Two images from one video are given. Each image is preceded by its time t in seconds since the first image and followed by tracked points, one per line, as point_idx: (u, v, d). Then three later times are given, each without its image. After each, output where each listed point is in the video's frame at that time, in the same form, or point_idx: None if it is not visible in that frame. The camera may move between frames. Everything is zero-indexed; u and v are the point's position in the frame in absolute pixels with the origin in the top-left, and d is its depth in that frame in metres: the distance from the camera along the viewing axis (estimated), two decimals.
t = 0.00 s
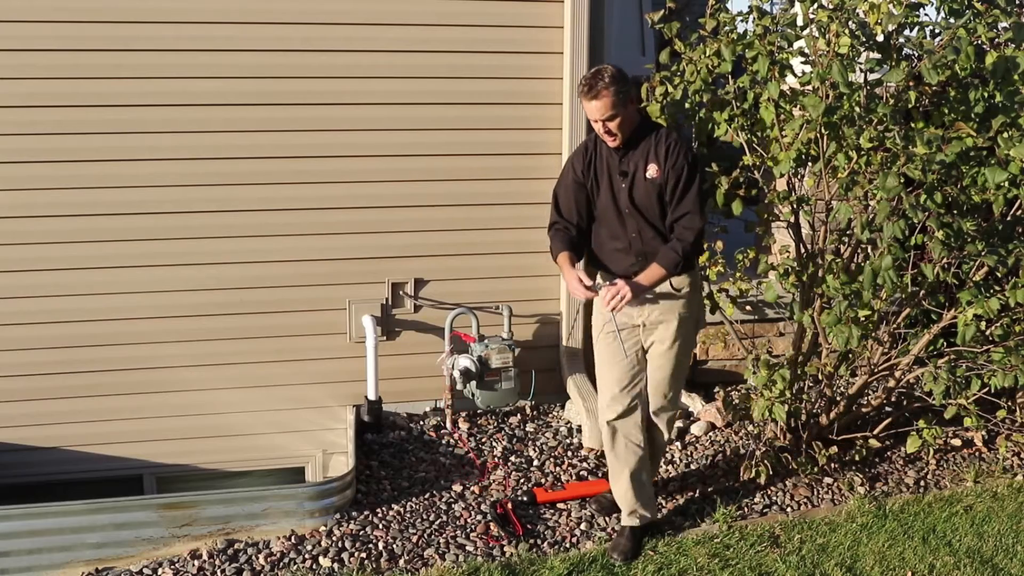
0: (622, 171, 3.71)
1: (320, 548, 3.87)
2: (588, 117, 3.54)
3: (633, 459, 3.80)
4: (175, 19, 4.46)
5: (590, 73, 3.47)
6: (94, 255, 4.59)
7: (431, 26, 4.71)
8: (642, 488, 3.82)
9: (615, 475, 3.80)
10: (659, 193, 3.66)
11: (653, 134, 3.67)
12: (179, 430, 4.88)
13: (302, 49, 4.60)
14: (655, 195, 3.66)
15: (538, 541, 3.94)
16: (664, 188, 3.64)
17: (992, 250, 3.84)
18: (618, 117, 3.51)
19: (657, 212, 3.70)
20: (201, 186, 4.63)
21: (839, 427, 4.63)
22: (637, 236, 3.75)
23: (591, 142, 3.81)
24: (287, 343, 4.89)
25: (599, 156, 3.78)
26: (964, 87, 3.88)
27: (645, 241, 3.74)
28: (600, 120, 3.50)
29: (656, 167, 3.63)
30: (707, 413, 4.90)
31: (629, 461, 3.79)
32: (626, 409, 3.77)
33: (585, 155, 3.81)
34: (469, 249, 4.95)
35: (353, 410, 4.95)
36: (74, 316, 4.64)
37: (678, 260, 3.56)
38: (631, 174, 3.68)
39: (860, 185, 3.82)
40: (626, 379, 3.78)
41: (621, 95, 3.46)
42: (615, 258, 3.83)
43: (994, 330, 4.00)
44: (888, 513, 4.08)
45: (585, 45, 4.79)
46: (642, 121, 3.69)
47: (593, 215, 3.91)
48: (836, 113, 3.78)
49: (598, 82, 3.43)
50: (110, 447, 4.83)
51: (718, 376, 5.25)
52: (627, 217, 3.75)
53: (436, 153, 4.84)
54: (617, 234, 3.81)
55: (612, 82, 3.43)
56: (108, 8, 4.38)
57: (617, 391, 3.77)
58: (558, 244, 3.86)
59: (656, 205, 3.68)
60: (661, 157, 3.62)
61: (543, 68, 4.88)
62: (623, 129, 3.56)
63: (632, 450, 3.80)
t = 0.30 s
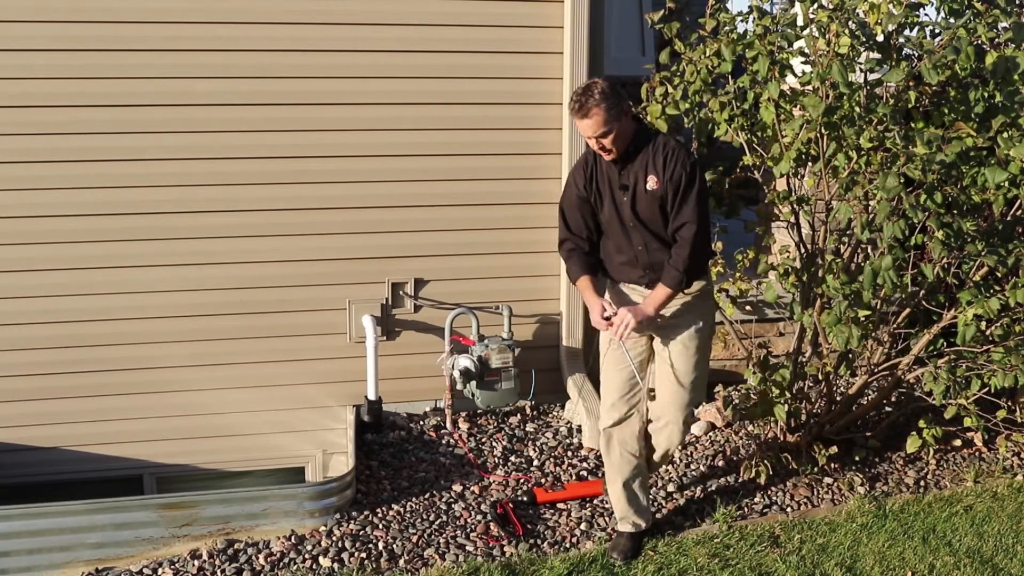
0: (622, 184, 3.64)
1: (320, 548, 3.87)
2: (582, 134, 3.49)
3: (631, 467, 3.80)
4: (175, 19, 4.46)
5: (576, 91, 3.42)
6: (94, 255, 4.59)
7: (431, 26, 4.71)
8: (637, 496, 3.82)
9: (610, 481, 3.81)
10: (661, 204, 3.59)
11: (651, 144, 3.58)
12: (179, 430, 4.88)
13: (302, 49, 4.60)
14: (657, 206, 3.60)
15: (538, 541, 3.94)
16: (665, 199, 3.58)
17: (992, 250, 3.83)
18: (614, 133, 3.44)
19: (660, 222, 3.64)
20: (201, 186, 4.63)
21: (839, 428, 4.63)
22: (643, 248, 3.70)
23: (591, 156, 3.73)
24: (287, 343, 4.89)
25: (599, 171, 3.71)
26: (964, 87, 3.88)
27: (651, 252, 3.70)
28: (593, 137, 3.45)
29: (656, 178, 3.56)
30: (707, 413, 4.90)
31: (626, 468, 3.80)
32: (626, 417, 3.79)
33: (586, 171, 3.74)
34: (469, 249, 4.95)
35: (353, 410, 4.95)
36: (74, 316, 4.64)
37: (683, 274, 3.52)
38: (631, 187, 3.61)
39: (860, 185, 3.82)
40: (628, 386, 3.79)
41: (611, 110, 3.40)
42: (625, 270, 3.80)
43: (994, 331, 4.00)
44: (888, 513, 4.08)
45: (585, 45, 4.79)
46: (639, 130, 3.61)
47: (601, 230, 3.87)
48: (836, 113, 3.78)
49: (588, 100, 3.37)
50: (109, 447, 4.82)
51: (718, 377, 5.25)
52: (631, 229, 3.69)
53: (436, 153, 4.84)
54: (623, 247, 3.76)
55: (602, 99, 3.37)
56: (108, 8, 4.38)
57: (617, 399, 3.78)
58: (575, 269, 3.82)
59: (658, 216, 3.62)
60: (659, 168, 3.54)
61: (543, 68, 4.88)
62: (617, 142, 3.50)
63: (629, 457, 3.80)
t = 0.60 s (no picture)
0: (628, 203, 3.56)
1: (320, 548, 3.87)
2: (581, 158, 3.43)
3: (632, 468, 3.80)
4: (175, 19, 4.46)
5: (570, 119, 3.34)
6: (94, 255, 4.59)
7: (431, 26, 4.71)
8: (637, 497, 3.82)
9: (611, 481, 3.82)
10: (668, 221, 3.49)
11: (654, 159, 3.47)
12: (179, 430, 4.88)
13: (302, 50, 4.60)
14: (664, 222, 3.50)
15: (538, 541, 3.94)
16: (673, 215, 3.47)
17: (992, 250, 3.83)
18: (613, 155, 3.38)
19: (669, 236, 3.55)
20: (201, 186, 4.63)
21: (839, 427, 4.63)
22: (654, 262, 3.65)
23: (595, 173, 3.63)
24: (287, 343, 4.89)
25: (606, 189, 3.61)
26: (964, 87, 3.88)
27: (664, 266, 3.64)
28: (592, 161, 3.38)
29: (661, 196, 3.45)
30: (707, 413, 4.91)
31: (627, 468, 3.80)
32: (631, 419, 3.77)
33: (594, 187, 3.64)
34: (469, 249, 4.95)
35: (353, 410, 4.95)
36: (74, 315, 4.64)
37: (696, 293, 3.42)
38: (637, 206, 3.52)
39: (860, 186, 3.83)
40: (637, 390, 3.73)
41: (607, 133, 3.32)
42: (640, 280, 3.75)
43: (994, 331, 4.00)
44: (889, 513, 4.08)
45: (585, 45, 4.79)
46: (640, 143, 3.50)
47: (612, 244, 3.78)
48: (836, 113, 3.77)
49: (582, 126, 3.30)
50: (110, 447, 4.83)
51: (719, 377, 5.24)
52: (640, 246, 3.63)
53: (436, 153, 4.84)
54: (637, 263, 3.71)
55: (597, 124, 3.29)
56: (108, 8, 4.38)
57: (624, 400, 3.75)
58: (593, 294, 3.75)
59: (667, 233, 3.53)
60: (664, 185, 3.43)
61: (543, 68, 4.88)
62: (616, 163, 3.42)
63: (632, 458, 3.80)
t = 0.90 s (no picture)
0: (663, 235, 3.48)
1: (320, 548, 3.87)
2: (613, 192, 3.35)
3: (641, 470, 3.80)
4: (175, 19, 4.46)
5: (604, 153, 3.26)
6: (94, 255, 4.59)
7: (431, 26, 4.72)
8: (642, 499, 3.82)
9: (618, 480, 3.82)
10: (701, 253, 3.42)
11: (690, 191, 3.37)
12: (179, 430, 4.88)
13: (302, 50, 4.60)
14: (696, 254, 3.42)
15: (538, 541, 3.94)
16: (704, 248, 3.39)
17: (992, 250, 3.83)
18: (647, 190, 3.28)
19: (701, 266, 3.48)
20: (201, 186, 4.63)
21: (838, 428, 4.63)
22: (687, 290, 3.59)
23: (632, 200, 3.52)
24: (287, 343, 4.89)
25: (642, 221, 3.52)
26: (963, 87, 3.89)
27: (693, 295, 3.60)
28: (625, 196, 3.29)
29: (693, 230, 3.37)
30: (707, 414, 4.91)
31: (635, 470, 3.80)
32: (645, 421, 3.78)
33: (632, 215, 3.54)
34: (469, 249, 4.95)
35: (353, 410, 4.95)
36: (74, 315, 4.64)
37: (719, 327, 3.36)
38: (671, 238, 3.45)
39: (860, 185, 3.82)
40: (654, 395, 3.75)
41: (640, 168, 3.23)
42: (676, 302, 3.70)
43: (994, 331, 4.01)
44: (889, 513, 4.08)
45: (585, 45, 4.79)
46: (676, 174, 3.40)
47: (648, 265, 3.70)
48: (836, 113, 3.77)
49: (615, 161, 3.23)
50: (109, 447, 4.82)
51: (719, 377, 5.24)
52: (673, 274, 3.57)
53: (436, 153, 4.84)
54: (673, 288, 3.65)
55: (629, 160, 3.21)
56: (109, 8, 4.38)
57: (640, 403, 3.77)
58: (627, 325, 3.70)
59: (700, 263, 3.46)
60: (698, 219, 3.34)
61: (543, 68, 4.88)
62: (650, 198, 3.33)
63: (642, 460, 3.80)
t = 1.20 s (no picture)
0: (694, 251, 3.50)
1: (320, 548, 3.87)
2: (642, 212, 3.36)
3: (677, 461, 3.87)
4: (175, 19, 4.46)
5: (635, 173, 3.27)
6: (94, 255, 4.59)
7: (431, 26, 4.72)
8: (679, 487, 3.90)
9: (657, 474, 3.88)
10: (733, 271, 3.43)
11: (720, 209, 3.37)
12: (179, 430, 4.88)
13: (302, 50, 4.60)
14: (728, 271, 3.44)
15: (538, 541, 3.94)
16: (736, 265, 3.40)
17: (992, 250, 3.83)
18: (677, 211, 3.30)
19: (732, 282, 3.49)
20: (201, 186, 4.63)
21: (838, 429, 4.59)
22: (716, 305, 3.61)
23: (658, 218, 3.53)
24: (287, 343, 4.89)
25: (672, 238, 3.53)
26: (964, 87, 3.89)
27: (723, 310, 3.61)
28: (655, 216, 3.31)
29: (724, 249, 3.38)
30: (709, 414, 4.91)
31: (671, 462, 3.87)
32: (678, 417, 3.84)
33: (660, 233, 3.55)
34: (469, 249, 4.95)
35: (353, 410, 4.95)
36: (74, 315, 4.64)
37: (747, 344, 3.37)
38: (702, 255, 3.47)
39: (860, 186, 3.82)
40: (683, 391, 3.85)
41: (671, 190, 3.24)
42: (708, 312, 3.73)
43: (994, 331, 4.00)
44: (889, 513, 4.08)
45: (585, 45, 4.79)
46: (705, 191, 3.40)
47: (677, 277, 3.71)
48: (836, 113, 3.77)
49: (645, 182, 3.23)
50: (109, 447, 4.82)
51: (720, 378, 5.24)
52: (704, 291, 3.60)
53: (436, 153, 4.84)
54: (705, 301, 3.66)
55: (660, 182, 3.22)
56: (109, 8, 4.38)
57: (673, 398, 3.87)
58: (655, 343, 3.71)
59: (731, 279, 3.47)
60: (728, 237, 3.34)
61: (543, 68, 4.89)
62: (680, 218, 3.34)
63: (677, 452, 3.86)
